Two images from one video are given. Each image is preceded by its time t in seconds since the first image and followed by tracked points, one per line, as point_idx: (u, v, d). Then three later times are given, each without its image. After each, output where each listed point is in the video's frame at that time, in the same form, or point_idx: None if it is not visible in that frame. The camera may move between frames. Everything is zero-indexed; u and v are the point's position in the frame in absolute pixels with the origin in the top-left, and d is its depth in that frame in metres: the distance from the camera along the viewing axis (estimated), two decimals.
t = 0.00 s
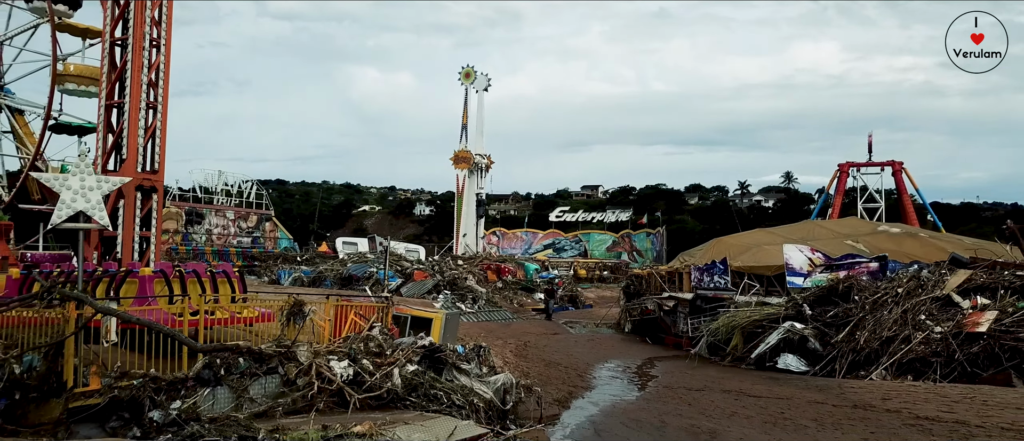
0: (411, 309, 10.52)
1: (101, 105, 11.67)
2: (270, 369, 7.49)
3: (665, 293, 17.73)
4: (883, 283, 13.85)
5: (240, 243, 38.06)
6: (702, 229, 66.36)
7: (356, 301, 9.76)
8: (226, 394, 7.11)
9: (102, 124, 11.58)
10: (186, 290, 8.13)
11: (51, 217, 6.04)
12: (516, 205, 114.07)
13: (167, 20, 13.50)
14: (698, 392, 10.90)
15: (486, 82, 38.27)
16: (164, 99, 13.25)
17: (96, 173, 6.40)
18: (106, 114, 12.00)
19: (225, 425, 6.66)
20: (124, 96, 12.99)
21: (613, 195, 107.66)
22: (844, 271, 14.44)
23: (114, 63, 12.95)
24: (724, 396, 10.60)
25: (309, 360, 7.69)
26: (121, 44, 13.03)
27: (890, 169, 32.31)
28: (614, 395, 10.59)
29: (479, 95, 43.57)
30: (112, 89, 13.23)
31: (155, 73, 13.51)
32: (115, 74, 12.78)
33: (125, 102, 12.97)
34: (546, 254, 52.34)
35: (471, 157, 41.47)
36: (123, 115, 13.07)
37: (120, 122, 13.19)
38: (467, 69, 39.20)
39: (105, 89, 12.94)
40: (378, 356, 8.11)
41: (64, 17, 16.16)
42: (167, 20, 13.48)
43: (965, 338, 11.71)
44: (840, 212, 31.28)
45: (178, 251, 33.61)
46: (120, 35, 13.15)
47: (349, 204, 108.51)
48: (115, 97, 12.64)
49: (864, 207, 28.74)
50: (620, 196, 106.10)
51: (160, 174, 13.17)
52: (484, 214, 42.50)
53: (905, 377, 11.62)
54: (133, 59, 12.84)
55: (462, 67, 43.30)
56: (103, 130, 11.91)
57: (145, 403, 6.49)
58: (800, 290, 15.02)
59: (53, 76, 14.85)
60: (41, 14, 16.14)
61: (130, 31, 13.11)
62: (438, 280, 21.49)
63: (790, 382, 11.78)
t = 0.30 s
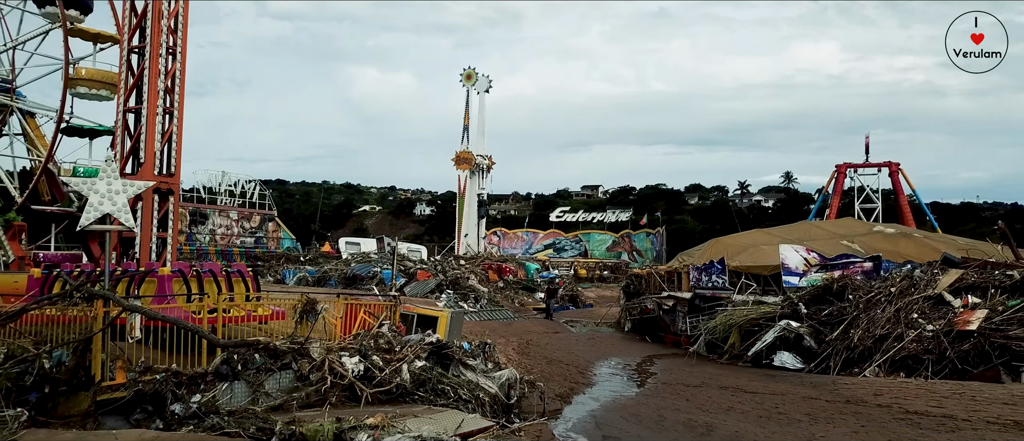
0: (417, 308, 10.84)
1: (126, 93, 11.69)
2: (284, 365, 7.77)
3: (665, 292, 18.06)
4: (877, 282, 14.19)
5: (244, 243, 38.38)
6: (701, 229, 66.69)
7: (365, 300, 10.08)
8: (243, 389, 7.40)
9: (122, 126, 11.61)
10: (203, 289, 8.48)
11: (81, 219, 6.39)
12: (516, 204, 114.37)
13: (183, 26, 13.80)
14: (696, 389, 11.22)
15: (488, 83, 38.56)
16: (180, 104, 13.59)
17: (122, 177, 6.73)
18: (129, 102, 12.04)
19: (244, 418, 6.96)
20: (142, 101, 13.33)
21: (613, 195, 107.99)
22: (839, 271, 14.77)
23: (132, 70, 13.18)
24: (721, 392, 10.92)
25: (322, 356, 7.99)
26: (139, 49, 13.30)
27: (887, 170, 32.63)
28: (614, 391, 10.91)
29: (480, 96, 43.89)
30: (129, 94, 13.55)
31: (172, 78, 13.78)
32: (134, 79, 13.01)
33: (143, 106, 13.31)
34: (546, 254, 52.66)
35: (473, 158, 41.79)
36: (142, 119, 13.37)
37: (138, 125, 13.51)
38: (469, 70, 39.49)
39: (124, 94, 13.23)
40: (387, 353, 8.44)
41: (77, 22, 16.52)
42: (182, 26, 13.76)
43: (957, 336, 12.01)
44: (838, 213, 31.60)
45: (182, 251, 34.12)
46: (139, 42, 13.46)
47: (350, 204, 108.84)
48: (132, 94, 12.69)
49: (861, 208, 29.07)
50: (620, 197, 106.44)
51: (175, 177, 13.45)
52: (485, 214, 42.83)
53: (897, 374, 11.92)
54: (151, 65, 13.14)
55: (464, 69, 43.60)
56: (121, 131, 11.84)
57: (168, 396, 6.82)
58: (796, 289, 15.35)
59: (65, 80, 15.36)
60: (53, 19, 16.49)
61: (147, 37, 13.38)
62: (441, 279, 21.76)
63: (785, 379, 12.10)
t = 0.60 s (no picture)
0: (423, 307, 11.17)
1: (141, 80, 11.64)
2: (298, 361, 8.08)
3: (664, 292, 18.39)
4: (871, 282, 14.54)
5: (247, 243, 38.70)
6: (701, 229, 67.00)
7: (372, 299, 10.40)
8: (259, 383, 7.71)
9: (140, 129, 11.82)
10: (220, 288, 8.82)
11: (107, 220, 6.73)
12: (517, 204, 114.70)
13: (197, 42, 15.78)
14: (694, 385, 11.55)
15: (489, 85, 38.89)
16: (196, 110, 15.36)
17: (146, 181, 7.03)
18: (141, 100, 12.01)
19: (261, 411, 7.28)
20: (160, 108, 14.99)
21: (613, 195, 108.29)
22: (834, 271, 15.09)
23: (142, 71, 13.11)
24: (718, 388, 11.24)
25: (334, 353, 8.30)
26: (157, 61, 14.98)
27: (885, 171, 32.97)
28: (614, 387, 11.25)
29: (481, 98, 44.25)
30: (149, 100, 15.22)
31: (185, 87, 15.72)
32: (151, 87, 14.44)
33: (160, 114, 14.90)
34: (547, 254, 52.98)
35: (474, 159, 42.15)
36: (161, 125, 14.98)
37: (157, 130, 15.12)
38: (470, 72, 39.81)
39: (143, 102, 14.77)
40: (396, 350, 8.77)
41: (88, 27, 16.84)
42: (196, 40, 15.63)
43: (948, 334, 12.34)
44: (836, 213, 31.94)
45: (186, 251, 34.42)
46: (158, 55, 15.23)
47: (351, 205, 109.13)
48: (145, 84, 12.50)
49: (858, 208, 29.40)
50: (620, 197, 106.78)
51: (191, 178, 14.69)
52: (487, 214, 43.17)
53: (890, 371, 12.24)
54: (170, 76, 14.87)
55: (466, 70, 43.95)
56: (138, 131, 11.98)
57: (189, 390, 7.15)
58: (792, 289, 15.51)
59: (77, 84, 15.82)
60: (64, 24, 16.78)
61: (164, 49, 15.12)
62: (444, 279, 21.94)
63: (781, 376, 12.41)
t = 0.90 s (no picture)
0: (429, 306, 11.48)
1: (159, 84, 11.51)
2: (310, 358, 8.37)
3: (664, 292, 18.72)
4: (866, 282, 14.89)
5: (250, 243, 39.05)
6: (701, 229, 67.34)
7: (380, 298, 10.71)
8: (275, 379, 8.01)
9: (157, 134, 11.73)
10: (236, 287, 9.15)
11: (132, 221, 7.08)
12: (517, 205, 115.06)
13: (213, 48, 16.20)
14: (692, 382, 11.89)
15: (491, 87, 39.24)
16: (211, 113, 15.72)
17: (168, 185, 7.35)
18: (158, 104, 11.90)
19: (277, 405, 7.60)
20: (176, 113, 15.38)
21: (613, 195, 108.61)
22: (830, 271, 15.45)
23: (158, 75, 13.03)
24: (717, 385, 11.58)
25: (346, 349, 8.61)
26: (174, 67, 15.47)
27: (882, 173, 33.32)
28: (615, 384, 11.58)
29: (483, 99, 44.64)
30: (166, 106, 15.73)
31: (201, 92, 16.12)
32: (169, 92, 14.97)
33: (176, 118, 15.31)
34: (548, 254, 53.33)
35: (476, 160, 42.54)
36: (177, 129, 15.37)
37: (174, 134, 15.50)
38: (472, 74, 40.16)
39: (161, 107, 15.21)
40: (405, 347, 9.10)
41: (99, 32, 17.23)
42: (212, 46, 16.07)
43: (940, 332, 12.66)
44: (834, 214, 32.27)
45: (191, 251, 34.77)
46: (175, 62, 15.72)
47: (351, 205, 109.51)
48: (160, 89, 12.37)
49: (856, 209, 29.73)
50: (620, 197, 107.15)
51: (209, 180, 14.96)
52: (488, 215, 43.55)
53: (884, 369, 12.55)
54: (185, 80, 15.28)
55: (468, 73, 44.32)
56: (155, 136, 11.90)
57: (208, 385, 7.49)
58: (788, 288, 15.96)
59: (88, 88, 16.22)
60: (76, 29, 17.17)
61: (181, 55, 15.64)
62: (448, 279, 22.37)
63: (777, 373, 12.74)
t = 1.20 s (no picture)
0: (435, 305, 11.83)
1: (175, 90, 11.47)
2: (322, 355, 8.70)
3: (663, 292, 19.06)
4: (861, 282, 15.28)
5: (254, 244, 39.40)
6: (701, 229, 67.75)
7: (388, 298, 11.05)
8: (289, 375, 8.34)
9: (175, 139, 11.73)
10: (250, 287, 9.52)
11: (155, 224, 7.46)
12: (518, 205, 115.45)
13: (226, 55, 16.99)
14: (690, 379, 12.25)
15: (492, 88, 39.57)
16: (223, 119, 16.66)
17: (189, 190, 7.72)
18: (174, 110, 11.89)
19: (292, 400, 7.94)
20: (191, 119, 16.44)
21: (613, 196, 108.91)
22: (825, 271, 15.82)
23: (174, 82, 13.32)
24: (714, 382, 11.94)
25: (356, 347, 8.94)
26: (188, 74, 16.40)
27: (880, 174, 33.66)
28: (615, 381, 11.93)
29: (483, 101, 45.00)
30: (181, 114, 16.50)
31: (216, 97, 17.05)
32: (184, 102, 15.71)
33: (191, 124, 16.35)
34: (548, 254, 53.68)
35: (477, 161, 42.91)
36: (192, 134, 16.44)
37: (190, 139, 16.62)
38: (474, 76, 40.50)
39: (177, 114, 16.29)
40: (414, 344, 9.45)
41: (110, 37, 17.60)
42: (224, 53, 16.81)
43: (933, 331, 12.98)
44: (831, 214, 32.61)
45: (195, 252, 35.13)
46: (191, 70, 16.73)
47: (352, 205, 109.84)
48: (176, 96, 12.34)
49: (854, 210, 30.08)
50: (620, 197, 107.54)
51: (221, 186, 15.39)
52: (490, 215, 43.92)
53: (877, 367, 12.89)
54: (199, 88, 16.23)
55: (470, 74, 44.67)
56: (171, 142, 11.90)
57: (226, 381, 7.84)
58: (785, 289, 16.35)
59: (100, 92, 16.60)
60: (88, 35, 17.54)
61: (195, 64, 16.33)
62: (450, 279, 22.80)
63: (773, 371, 13.09)
